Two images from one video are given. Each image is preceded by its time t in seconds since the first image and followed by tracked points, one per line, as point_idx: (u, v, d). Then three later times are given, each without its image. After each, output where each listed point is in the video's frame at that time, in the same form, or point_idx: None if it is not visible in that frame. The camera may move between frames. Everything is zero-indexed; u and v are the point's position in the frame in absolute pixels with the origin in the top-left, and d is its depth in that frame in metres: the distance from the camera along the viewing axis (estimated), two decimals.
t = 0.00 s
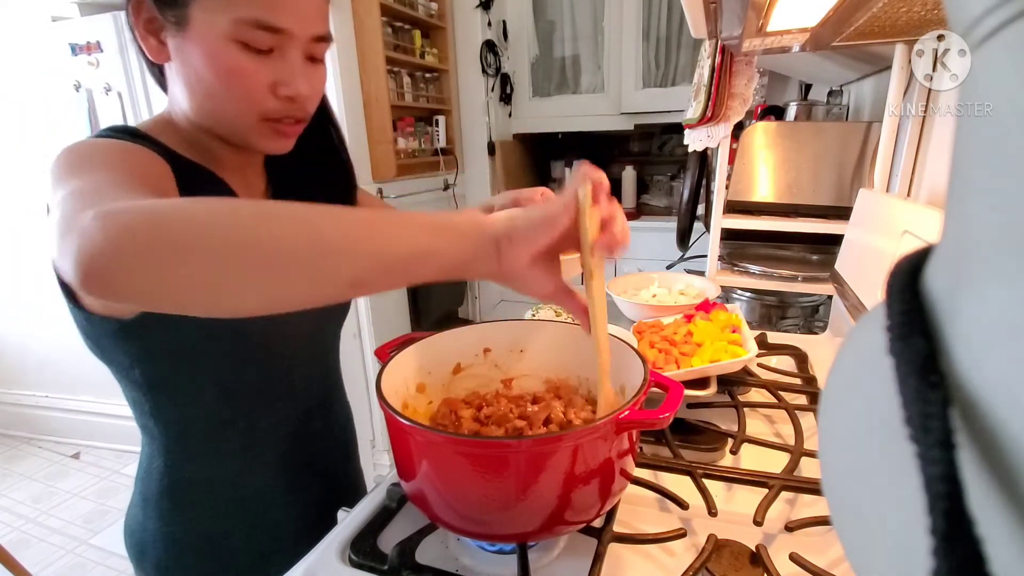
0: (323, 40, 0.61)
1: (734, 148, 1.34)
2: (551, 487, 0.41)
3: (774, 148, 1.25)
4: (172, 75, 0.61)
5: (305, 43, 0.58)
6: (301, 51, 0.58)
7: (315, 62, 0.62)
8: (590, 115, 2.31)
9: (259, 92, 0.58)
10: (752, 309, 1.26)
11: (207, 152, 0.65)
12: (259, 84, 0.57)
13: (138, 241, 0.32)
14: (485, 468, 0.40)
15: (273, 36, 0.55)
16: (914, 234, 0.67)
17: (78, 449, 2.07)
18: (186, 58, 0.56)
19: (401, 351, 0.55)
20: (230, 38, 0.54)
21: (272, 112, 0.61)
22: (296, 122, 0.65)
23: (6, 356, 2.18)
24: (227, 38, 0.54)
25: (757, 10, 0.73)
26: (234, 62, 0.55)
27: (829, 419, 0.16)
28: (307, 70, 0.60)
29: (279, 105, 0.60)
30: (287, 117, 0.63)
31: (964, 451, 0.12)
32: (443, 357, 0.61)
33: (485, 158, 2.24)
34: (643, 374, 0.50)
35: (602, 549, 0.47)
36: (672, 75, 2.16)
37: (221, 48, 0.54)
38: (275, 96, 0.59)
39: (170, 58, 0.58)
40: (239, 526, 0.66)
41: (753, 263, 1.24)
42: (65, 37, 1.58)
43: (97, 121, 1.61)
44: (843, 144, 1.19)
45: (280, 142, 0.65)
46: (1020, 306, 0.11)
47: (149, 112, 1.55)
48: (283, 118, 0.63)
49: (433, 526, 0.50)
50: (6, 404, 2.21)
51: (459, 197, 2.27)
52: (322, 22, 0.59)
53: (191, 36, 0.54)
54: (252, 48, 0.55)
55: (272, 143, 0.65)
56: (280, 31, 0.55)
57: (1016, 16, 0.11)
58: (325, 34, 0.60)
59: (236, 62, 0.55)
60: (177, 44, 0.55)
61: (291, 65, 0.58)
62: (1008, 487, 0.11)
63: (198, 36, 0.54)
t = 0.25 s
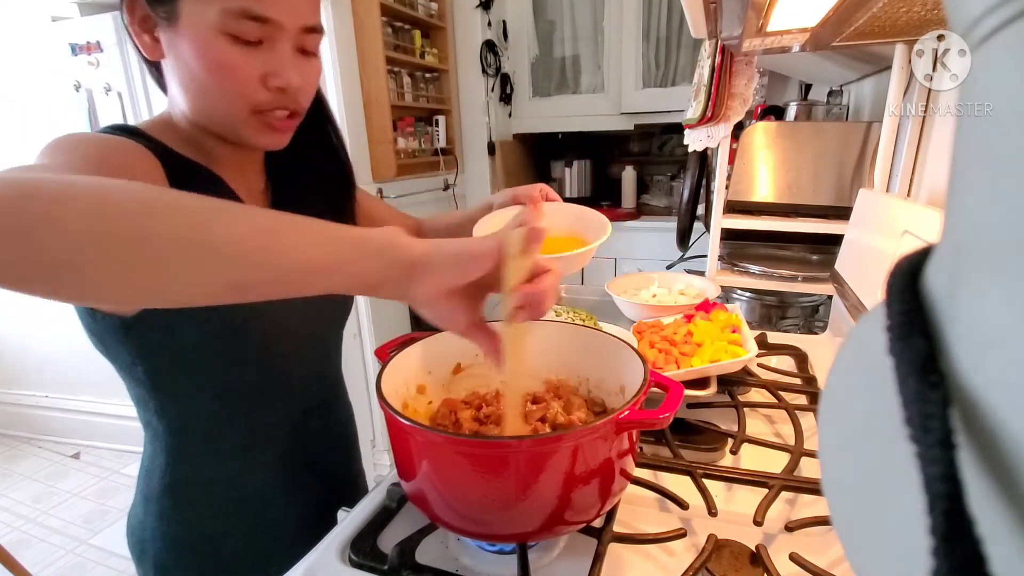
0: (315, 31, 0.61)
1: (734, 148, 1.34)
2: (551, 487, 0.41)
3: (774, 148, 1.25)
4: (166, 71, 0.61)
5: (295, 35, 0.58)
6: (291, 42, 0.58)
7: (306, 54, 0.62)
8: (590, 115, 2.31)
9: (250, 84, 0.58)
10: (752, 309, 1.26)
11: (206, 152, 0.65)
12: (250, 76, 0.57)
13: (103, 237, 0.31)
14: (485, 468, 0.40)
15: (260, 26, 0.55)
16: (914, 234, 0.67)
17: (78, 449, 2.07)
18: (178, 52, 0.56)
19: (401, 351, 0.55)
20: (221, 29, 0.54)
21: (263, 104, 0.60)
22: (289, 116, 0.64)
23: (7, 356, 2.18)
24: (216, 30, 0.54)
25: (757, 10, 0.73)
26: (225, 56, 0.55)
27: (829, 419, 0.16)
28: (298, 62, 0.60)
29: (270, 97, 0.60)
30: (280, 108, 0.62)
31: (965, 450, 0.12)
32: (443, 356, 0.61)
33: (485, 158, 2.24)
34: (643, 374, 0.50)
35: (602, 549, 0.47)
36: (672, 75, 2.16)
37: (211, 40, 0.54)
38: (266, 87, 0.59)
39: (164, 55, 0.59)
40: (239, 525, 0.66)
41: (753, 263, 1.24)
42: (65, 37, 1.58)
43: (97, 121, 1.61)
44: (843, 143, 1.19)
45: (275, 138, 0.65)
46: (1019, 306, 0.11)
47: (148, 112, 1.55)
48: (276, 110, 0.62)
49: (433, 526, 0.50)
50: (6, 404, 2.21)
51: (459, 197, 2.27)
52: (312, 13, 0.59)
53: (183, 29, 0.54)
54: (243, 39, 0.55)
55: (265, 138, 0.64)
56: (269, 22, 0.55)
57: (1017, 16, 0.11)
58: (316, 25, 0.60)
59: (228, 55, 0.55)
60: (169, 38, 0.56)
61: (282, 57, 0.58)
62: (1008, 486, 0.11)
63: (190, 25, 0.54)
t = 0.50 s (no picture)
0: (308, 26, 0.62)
1: (734, 148, 1.34)
2: (552, 487, 0.41)
3: (774, 148, 1.25)
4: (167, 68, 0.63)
5: (284, 26, 0.60)
6: (280, 34, 0.60)
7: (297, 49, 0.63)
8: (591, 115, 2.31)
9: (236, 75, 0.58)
10: (752, 309, 1.26)
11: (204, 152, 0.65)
12: (236, 67, 0.58)
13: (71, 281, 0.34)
14: (487, 468, 0.40)
15: (246, 14, 0.57)
16: (914, 234, 0.67)
17: (78, 449, 2.07)
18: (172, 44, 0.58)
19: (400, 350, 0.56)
20: (210, 19, 0.56)
21: (250, 95, 0.60)
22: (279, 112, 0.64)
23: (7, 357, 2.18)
24: (203, 18, 0.56)
25: (757, 10, 0.73)
26: (212, 45, 0.56)
27: (829, 420, 0.16)
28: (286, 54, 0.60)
29: (257, 88, 0.60)
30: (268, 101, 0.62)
31: (964, 451, 0.12)
32: (442, 356, 0.61)
33: (485, 158, 2.24)
34: (643, 374, 0.50)
35: (602, 549, 0.47)
36: (673, 75, 2.16)
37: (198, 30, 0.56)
38: (253, 78, 0.59)
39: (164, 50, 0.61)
40: (244, 523, 0.65)
41: (753, 263, 1.24)
42: (64, 37, 1.58)
43: (97, 121, 1.61)
44: (843, 143, 1.19)
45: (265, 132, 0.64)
46: (1018, 305, 0.11)
47: (148, 112, 1.55)
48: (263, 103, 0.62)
49: (433, 525, 0.50)
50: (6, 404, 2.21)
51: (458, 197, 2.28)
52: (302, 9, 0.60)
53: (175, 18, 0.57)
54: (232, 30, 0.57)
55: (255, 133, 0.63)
56: (255, 11, 0.57)
57: (1015, 17, 0.11)
58: (308, 21, 0.62)
59: (216, 45, 0.56)
60: (166, 30, 0.58)
61: (270, 46, 0.59)
62: (1008, 486, 0.11)
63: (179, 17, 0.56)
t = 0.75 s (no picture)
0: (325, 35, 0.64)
1: (733, 149, 1.34)
2: (551, 487, 0.41)
3: (774, 148, 1.25)
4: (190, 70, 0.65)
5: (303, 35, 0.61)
6: (298, 42, 0.61)
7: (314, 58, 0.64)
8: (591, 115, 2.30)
9: (253, 79, 0.60)
10: (752, 309, 1.26)
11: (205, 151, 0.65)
12: (253, 71, 0.59)
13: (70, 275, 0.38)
14: (486, 467, 0.40)
15: (266, 22, 0.59)
16: (914, 234, 0.67)
17: (79, 449, 2.07)
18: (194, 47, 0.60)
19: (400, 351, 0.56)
20: (233, 26, 0.58)
21: (264, 98, 0.61)
22: (292, 117, 0.65)
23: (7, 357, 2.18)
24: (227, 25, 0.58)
25: (757, 11, 0.73)
26: (230, 48, 0.58)
27: (829, 421, 0.16)
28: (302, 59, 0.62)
29: (270, 91, 0.61)
30: (282, 106, 0.63)
31: (965, 452, 0.12)
32: (442, 355, 0.61)
33: (485, 158, 2.24)
34: (643, 374, 0.50)
35: (602, 549, 0.47)
36: (673, 75, 2.16)
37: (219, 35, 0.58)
38: (268, 82, 0.60)
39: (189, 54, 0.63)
40: (245, 518, 0.66)
41: (753, 263, 1.24)
42: (65, 37, 1.58)
43: (97, 121, 1.60)
44: (843, 144, 1.19)
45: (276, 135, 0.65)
46: (1017, 306, 0.11)
47: (148, 112, 1.55)
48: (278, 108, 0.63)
49: (433, 526, 0.50)
50: (6, 404, 2.21)
51: (458, 197, 2.29)
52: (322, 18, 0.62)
53: (200, 24, 0.59)
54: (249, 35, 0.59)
55: (263, 135, 0.64)
56: (274, 19, 0.59)
57: (1016, 16, 0.11)
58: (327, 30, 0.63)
59: (234, 48, 0.58)
60: (191, 36, 0.60)
61: (286, 51, 0.60)
62: (1007, 487, 0.11)
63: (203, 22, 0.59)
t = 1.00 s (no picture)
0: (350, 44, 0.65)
1: (733, 148, 1.34)
2: (551, 486, 0.41)
3: (774, 148, 1.25)
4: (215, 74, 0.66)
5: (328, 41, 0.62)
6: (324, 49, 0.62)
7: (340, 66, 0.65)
8: (591, 115, 2.30)
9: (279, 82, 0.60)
10: (752, 309, 1.26)
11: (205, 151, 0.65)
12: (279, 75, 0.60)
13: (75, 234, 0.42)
14: (486, 467, 0.40)
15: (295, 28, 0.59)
16: (914, 234, 0.67)
17: (79, 449, 2.07)
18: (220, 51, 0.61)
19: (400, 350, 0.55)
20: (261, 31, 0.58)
21: (288, 102, 0.62)
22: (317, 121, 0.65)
23: (7, 357, 2.19)
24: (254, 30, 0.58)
25: (757, 10, 0.73)
26: (258, 52, 0.59)
27: (829, 421, 0.16)
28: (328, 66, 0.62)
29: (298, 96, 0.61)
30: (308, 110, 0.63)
31: (965, 452, 0.12)
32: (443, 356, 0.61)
33: (485, 158, 2.24)
34: (643, 374, 0.50)
35: (602, 549, 0.47)
36: (673, 75, 2.16)
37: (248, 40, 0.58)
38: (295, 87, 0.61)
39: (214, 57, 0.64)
40: (254, 511, 0.67)
41: (753, 263, 1.24)
42: (65, 37, 1.58)
43: (97, 121, 1.60)
44: (843, 144, 1.19)
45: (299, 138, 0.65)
46: (1018, 307, 0.11)
47: (148, 112, 1.55)
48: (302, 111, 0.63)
49: (433, 526, 0.50)
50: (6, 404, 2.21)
51: (458, 197, 2.29)
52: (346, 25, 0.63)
53: (228, 28, 0.60)
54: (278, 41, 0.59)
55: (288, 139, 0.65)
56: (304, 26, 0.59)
57: (1016, 17, 0.11)
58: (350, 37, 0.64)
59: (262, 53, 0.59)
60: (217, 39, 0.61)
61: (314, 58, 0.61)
62: (1008, 488, 0.11)
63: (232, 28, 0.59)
